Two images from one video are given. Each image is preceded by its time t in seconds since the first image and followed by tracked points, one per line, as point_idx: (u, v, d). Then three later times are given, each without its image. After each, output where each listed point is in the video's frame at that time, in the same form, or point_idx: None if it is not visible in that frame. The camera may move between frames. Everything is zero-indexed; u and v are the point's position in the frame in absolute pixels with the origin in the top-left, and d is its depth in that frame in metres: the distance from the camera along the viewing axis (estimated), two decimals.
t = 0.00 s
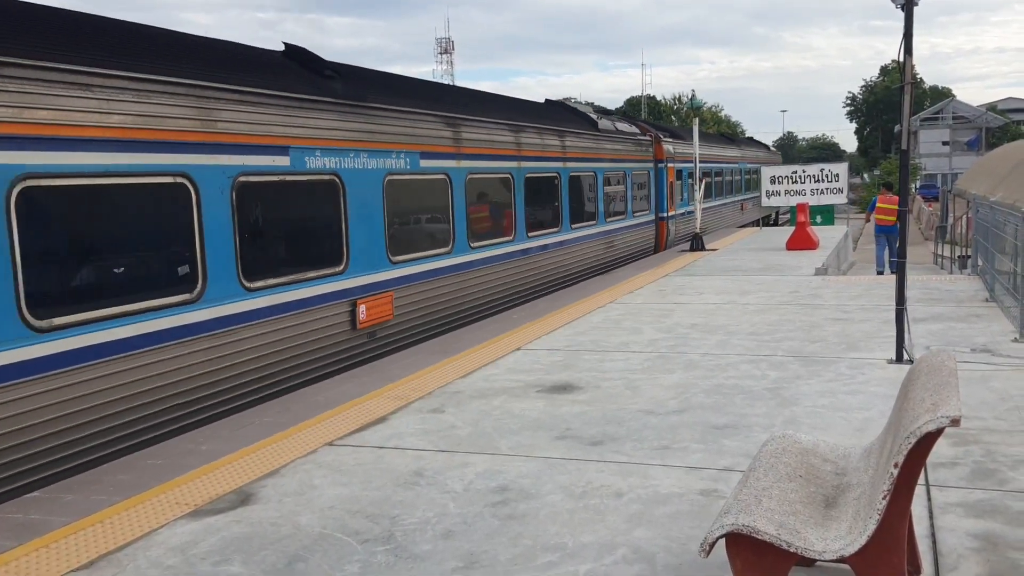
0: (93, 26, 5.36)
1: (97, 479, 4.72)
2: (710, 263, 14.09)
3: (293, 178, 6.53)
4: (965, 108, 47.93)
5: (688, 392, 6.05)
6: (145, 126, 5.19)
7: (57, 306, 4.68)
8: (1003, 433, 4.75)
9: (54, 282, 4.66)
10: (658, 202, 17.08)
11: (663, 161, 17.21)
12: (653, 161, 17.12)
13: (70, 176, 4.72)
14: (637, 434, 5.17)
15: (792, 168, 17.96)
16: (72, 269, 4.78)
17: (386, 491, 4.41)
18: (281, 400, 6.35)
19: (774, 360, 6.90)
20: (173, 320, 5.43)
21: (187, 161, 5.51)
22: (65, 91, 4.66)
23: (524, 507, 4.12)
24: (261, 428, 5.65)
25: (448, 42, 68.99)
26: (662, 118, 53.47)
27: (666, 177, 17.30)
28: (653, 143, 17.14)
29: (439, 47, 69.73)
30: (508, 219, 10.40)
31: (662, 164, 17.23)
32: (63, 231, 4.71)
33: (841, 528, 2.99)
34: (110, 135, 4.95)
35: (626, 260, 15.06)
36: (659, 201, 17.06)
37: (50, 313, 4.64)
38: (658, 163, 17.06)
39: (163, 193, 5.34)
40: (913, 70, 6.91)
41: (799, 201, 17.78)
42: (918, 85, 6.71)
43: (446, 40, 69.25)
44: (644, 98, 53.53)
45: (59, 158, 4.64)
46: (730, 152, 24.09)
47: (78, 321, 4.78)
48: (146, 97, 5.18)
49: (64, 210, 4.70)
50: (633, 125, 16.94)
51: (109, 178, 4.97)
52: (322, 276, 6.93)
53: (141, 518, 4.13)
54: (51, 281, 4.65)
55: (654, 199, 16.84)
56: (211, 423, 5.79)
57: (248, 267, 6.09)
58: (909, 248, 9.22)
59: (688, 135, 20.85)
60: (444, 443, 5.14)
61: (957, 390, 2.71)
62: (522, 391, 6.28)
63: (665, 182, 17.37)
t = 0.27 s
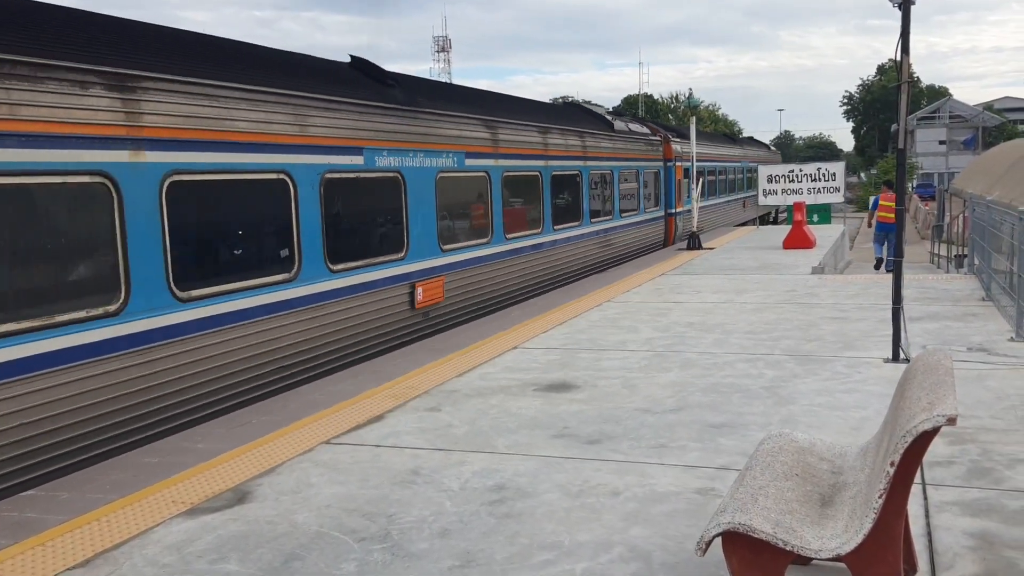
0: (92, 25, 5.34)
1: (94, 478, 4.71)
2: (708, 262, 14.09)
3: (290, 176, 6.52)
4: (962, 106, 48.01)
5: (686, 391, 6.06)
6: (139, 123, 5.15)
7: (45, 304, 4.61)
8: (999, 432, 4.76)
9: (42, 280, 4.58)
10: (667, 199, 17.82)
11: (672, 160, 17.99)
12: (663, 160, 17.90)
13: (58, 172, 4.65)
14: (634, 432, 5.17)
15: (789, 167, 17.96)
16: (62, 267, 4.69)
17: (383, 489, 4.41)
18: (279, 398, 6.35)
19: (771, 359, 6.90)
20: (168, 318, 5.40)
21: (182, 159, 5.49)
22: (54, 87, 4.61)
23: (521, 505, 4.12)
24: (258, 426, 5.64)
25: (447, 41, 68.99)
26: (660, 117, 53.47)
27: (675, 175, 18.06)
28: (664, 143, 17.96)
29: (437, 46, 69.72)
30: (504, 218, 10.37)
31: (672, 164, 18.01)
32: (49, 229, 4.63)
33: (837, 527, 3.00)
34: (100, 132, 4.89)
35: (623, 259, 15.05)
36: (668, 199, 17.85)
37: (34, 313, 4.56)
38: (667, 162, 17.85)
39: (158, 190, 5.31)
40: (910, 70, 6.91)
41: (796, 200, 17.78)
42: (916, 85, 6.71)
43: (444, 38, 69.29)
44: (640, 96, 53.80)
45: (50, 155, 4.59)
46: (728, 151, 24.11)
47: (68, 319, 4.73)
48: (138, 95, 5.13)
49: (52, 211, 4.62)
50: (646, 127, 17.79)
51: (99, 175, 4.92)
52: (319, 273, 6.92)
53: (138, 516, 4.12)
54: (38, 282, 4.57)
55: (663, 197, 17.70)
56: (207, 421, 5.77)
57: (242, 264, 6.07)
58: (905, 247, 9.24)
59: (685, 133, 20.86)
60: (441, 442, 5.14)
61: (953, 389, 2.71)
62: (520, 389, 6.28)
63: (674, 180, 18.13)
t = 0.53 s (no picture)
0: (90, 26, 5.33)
1: (89, 477, 4.70)
2: (704, 262, 14.09)
3: (291, 175, 6.50)
4: (958, 106, 48.13)
5: (682, 390, 6.06)
6: (140, 121, 5.15)
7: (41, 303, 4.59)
8: (994, 431, 4.77)
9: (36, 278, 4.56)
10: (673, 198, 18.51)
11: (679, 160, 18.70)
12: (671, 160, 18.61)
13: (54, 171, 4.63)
14: (630, 432, 5.18)
15: (786, 167, 17.97)
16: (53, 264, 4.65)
17: (379, 488, 4.40)
18: (275, 397, 6.34)
19: (767, 358, 6.91)
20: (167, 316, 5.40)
21: (183, 158, 5.49)
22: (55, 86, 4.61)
23: (518, 505, 4.12)
24: (254, 425, 5.64)
25: (444, 40, 68.92)
26: (656, 116, 53.48)
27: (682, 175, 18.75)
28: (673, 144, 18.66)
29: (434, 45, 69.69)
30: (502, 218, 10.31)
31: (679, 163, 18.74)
32: (44, 226, 4.60)
33: (833, 526, 3.00)
34: (102, 131, 4.90)
35: (621, 258, 15.04)
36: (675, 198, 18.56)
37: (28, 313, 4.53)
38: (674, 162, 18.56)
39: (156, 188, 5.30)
40: (906, 70, 6.91)
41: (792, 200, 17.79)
42: (912, 85, 6.73)
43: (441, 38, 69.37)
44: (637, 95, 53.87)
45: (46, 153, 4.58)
46: (724, 151, 24.11)
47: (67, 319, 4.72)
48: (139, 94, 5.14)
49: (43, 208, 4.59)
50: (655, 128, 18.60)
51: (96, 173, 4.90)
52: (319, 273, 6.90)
53: (133, 515, 4.11)
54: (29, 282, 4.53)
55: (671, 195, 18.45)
56: (205, 420, 5.76)
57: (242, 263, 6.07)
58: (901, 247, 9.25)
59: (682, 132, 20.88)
60: (437, 441, 5.14)
61: (949, 388, 2.71)
62: (516, 388, 6.28)
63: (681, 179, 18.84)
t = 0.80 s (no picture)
0: (86, 21, 5.31)
1: (82, 475, 4.68)
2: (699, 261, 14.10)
3: (285, 173, 6.48)
4: (952, 107, 48.26)
5: (676, 389, 6.06)
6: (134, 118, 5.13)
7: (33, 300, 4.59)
8: (987, 431, 4.78)
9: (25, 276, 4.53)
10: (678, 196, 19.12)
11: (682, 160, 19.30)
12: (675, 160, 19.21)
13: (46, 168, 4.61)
14: (625, 431, 5.17)
15: (781, 167, 17.99)
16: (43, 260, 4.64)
17: (373, 487, 4.39)
18: (270, 395, 6.33)
19: (762, 358, 6.91)
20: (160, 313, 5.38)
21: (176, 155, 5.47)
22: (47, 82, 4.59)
23: (512, 504, 4.12)
24: (248, 423, 5.62)
25: (439, 39, 68.82)
26: (651, 115, 53.42)
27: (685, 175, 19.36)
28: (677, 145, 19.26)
29: (430, 44, 69.65)
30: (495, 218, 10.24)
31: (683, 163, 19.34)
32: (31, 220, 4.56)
33: (827, 525, 3.00)
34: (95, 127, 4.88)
35: (616, 257, 15.03)
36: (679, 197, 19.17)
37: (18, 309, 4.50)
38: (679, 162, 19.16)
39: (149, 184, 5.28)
40: (901, 70, 6.93)
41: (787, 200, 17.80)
42: (907, 85, 6.73)
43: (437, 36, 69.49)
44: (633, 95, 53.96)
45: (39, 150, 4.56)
46: (719, 150, 24.14)
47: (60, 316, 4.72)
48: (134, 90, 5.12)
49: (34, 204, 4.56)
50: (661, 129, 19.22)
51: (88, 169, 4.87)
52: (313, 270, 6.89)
53: (125, 513, 4.09)
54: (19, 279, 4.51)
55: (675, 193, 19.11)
56: (199, 417, 5.74)
57: (236, 260, 6.05)
58: (895, 247, 9.27)
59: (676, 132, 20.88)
60: (432, 440, 5.13)
61: (943, 387, 2.71)
62: (510, 387, 6.27)
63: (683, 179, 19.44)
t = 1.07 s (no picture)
0: (81, 19, 5.30)
1: (74, 473, 4.66)
2: (694, 263, 14.11)
3: (280, 171, 6.47)
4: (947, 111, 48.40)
5: (671, 390, 6.06)
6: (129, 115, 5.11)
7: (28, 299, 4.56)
8: (980, 434, 4.79)
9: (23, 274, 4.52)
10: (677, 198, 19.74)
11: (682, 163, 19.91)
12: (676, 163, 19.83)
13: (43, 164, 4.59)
14: (619, 431, 5.17)
15: (776, 169, 18.03)
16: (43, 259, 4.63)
17: (367, 487, 4.38)
18: (264, 394, 6.31)
19: (756, 359, 6.92)
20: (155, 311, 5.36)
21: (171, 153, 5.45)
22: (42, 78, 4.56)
23: (505, 504, 4.11)
24: (241, 422, 5.61)
25: (434, 38, 68.79)
26: (646, 117, 53.48)
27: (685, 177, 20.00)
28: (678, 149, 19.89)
29: (426, 44, 69.66)
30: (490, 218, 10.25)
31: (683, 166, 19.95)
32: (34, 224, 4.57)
33: (819, 527, 3.00)
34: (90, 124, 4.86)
35: (611, 259, 15.05)
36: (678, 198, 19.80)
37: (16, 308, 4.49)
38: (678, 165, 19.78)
39: (145, 181, 5.25)
40: (896, 73, 6.95)
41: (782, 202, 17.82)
42: (901, 88, 6.75)
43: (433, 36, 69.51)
44: (629, 95, 54.05)
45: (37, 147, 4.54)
46: (715, 153, 24.19)
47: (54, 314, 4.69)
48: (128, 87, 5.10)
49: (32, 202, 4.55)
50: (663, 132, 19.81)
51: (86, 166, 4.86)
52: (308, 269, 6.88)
53: (118, 511, 4.08)
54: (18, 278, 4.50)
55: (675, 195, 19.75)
56: (193, 416, 5.72)
57: (230, 258, 6.03)
58: (889, 249, 9.29)
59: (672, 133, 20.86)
60: (425, 439, 5.12)
61: (936, 390, 2.72)
62: (505, 387, 6.27)
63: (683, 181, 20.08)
